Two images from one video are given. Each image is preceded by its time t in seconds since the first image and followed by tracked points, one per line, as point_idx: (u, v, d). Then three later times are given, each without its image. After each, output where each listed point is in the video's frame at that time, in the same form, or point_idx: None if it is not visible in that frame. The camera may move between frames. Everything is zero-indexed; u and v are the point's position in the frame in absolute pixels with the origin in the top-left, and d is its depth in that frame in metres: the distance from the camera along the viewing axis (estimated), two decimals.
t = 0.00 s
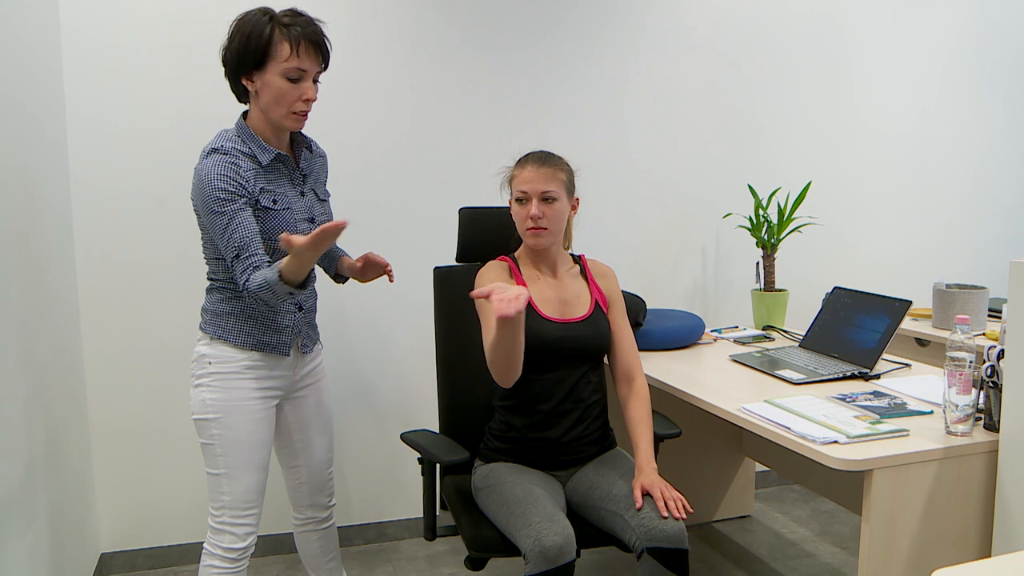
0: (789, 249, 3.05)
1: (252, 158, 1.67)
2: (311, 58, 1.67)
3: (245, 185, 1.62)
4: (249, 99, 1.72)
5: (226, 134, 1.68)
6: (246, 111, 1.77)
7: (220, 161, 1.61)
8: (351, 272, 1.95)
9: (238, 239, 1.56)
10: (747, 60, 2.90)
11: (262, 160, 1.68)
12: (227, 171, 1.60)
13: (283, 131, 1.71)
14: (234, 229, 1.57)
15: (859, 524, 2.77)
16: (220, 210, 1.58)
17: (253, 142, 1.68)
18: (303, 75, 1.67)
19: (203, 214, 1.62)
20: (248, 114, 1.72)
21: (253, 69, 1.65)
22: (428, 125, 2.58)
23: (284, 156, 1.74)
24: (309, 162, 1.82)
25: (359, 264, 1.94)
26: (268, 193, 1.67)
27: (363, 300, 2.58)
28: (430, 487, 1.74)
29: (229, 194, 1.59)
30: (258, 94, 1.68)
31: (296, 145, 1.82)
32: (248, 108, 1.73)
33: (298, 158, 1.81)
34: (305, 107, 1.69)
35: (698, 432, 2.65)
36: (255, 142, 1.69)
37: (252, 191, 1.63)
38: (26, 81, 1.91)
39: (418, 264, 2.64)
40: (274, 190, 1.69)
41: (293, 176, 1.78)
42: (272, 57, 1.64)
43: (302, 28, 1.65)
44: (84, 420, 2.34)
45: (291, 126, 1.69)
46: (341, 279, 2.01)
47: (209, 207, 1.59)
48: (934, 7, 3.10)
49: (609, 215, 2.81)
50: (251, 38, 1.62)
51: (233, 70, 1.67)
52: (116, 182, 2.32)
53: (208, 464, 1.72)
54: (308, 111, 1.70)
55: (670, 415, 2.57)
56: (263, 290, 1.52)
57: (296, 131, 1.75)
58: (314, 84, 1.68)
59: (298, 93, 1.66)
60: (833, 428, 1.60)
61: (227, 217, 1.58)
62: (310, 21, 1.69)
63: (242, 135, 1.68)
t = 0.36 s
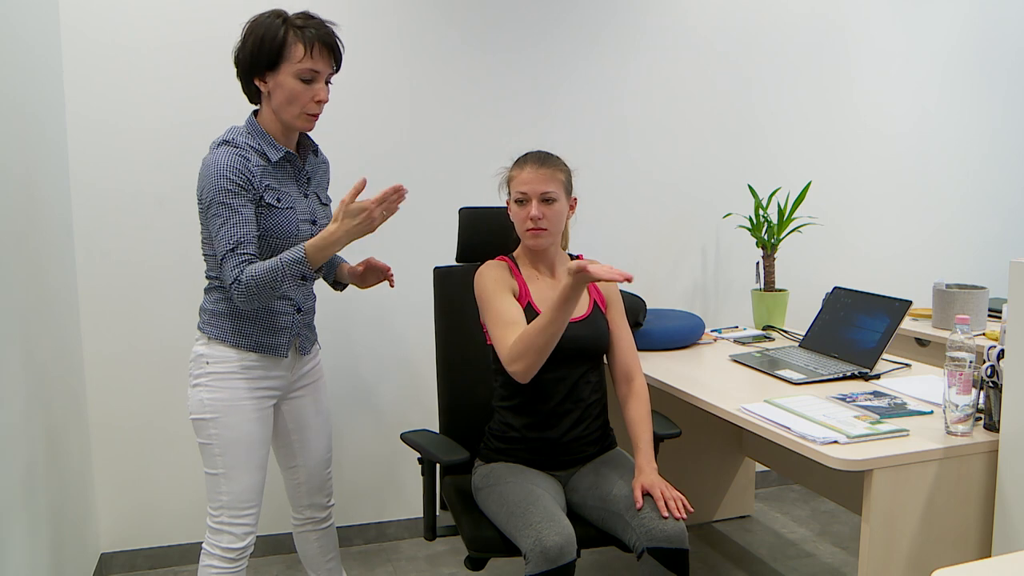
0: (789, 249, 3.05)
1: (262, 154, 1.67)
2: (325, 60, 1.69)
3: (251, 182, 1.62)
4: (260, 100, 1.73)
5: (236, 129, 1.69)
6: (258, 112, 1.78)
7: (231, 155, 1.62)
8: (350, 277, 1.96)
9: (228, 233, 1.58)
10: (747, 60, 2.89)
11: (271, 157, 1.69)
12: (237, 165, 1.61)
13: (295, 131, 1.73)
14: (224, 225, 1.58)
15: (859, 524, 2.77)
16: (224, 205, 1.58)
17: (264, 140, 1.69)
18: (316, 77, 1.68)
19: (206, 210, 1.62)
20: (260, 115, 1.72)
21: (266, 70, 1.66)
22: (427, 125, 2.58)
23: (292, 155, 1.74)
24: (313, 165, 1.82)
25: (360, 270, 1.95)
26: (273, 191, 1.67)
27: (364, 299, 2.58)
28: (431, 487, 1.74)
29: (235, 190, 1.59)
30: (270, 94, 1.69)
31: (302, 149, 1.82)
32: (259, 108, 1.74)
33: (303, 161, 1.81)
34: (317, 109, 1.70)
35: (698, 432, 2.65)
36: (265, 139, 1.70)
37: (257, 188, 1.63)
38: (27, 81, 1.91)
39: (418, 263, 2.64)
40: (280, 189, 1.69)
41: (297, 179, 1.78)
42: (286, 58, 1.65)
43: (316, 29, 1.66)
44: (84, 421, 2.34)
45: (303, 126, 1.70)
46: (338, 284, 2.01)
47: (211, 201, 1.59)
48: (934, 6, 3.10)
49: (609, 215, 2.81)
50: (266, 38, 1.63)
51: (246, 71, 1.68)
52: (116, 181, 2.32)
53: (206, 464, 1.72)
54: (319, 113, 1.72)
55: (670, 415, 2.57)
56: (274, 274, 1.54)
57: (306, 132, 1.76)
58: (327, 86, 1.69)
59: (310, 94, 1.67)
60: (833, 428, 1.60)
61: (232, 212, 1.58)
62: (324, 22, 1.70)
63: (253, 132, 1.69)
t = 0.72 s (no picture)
0: (789, 250, 3.05)
1: (268, 149, 1.68)
2: (331, 58, 1.70)
3: (251, 176, 1.62)
4: (264, 95, 1.73)
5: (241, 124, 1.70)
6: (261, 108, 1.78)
7: (233, 147, 1.61)
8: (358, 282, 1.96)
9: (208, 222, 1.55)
10: (747, 60, 2.89)
11: (275, 149, 1.69)
12: (238, 157, 1.60)
13: (298, 128, 1.73)
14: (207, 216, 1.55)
15: (859, 524, 2.77)
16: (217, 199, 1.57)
17: (268, 133, 1.69)
18: (323, 74, 1.69)
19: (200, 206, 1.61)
20: (264, 110, 1.73)
21: (273, 66, 1.66)
22: (427, 125, 2.58)
23: (297, 149, 1.75)
24: (315, 162, 1.82)
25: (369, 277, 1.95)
26: (275, 183, 1.67)
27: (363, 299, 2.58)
28: (430, 488, 1.74)
29: (234, 183, 1.58)
30: (275, 90, 1.69)
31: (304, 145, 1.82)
32: (263, 104, 1.74)
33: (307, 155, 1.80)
34: (322, 106, 1.71)
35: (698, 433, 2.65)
36: (269, 132, 1.70)
37: (256, 182, 1.63)
38: (26, 81, 1.91)
39: (418, 263, 2.64)
40: (283, 182, 1.69)
41: (301, 173, 1.77)
42: (294, 56, 1.65)
43: (325, 27, 1.67)
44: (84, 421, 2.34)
45: (307, 123, 1.71)
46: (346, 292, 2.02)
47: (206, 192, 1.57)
48: (934, 6, 3.10)
49: (609, 215, 2.81)
50: (274, 36, 1.63)
51: (252, 66, 1.68)
52: (116, 181, 2.32)
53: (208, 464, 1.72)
54: (323, 110, 1.73)
55: (671, 416, 2.57)
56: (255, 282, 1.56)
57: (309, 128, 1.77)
58: (333, 84, 1.70)
59: (316, 91, 1.68)
60: (833, 428, 1.60)
61: (224, 204, 1.56)
62: (331, 21, 1.72)
63: (257, 126, 1.69)
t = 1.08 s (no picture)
0: (789, 250, 3.05)
1: (263, 148, 1.68)
2: (331, 58, 1.71)
3: (248, 177, 1.61)
4: (261, 93, 1.72)
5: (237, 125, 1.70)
6: (257, 108, 1.78)
7: (230, 149, 1.61)
8: (392, 286, 2.03)
9: (213, 232, 1.57)
10: (748, 60, 2.89)
11: (272, 148, 1.69)
12: (232, 159, 1.60)
13: (296, 127, 1.73)
14: (212, 225, 1.57)
15: (859, 524, 2.77)
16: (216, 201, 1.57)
17: (264, 133, 1.69)
18: (323, 74, 1.69)
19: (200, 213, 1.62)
20: (262, 109, 1.72)
21: (274, 64, 1.66)
22: (427, 125, 2.58)
23: (292, 148, 1.74)
24: (314, 161, 1.82)
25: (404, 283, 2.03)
26: (274, 184, 1.67)
27: (363, 299, 2.58)
28: (430, 488, 1.74)
29: (233, 185, 1.58)
30: (274, 89, 1.69)
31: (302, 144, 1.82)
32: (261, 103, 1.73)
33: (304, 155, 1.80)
34: (321, 104, 1.71)
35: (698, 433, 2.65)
36: (265, 133, 1.70)
37: (255, 184, 1.62)
38: (26, 81, 1.91)
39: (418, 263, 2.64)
40: (281, 183, 1.68)
41: (299, 173, 1.77)
42: (295, 54, 1.65)
43: (326, 28, 1.68)
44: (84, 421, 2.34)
45: (306, 121, 1.71)
46: (381, 294, 2.08)
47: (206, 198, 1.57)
48: (934, 7, 3.10)
49: (609, 215, 2.81)
50: (275, 35, 1.63)
51: (251, 65, 1.67)
52: (116, 181, 2.32)
53: (214, 464, 1.72)
54: (322, 108, 1.73)
55: (671, 415, 2.57)
56: (241, 329, 1.58)
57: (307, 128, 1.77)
58: (332, 83, 1.71)
59: (316, 90, 1.69)
60: (833, 428, 1.60)
61: (225, 210, 1.58)
62: (331, 22, 1.73)
63: (254, 127, 1.69)
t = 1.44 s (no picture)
0: (789, 250, 3.05)
1: (266, 153, 1.67)
2: (334, 60, 1.71)
3: (250, 183, 1.62)
4: (262, 95, 1.72)
5: (239, 129, 1.69)
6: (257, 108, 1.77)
7: (231, 155, 1.61)
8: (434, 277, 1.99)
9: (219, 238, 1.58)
10: (748, 60, 2.89)
11: (273, 153, 1.68)
12: (231, 165, 1.59)
13: (298, 129, 1.73)
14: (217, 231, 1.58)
15: (859, 524, 2.77)
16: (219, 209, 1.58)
17: (264, 136, 1.69)
18: (326, 76, 1.69)
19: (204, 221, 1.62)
20: (263, 110, 1.71)
21: (277, 66, 1.66)
22: (427, 125, 2.58)
23: (294, 151, 1.73)
24: (316, 161, 1.81)
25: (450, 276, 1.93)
26: (276, 188, 1.66)
27: (364, 299, 2.58)
28: (430, 488, 1.74)
29: (234, 191, 1.59)
30: (277, 91, 1.69)
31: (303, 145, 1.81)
32: (262, 104, 1.73)
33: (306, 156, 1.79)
34: (324, 106, 1.72)
35: (698, 432, 2.65)
36: (266, 137, 1.69)
37: (257, 188, 1.63)
38: (26, 81, 1.91)
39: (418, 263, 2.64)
40: (282, 186, 1.68)
41: (301, 174, 1.76)
42: (298, 57, 1.65)
43: (329, 30, 1.68)
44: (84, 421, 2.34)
45: (308, 123, 1.72)
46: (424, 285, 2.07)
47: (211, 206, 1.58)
48: (934, 7, 3.10)
49: (608, 215, 2.81)
50: (280, 37, 1.63)
51: (254, 66, 1.67)
52: (116, 181, 2.32)
53: (223, 462, 1.73)
54: (324, 110, 1.73)
55: (671, 415, 2.57)
56: (230, 341, 1.60)
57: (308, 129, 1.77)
58: (335, 85, 1.72)
59: (319, 93, 1.69)
60: (833, 428, 1.60)
61: (227, 217, 1.58)
62: (334, 23, 1.73)
63: (256, 130, 1.68)
